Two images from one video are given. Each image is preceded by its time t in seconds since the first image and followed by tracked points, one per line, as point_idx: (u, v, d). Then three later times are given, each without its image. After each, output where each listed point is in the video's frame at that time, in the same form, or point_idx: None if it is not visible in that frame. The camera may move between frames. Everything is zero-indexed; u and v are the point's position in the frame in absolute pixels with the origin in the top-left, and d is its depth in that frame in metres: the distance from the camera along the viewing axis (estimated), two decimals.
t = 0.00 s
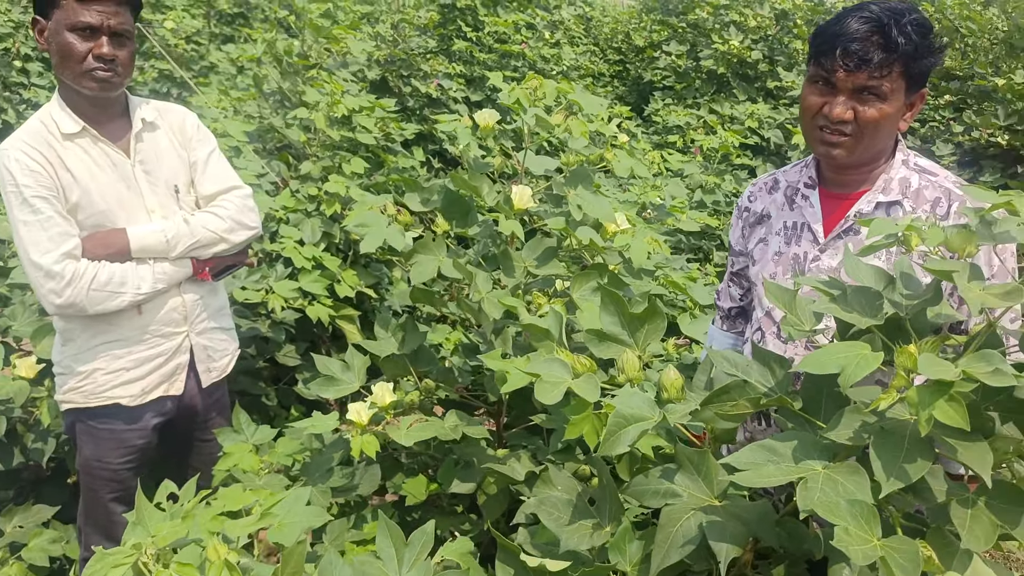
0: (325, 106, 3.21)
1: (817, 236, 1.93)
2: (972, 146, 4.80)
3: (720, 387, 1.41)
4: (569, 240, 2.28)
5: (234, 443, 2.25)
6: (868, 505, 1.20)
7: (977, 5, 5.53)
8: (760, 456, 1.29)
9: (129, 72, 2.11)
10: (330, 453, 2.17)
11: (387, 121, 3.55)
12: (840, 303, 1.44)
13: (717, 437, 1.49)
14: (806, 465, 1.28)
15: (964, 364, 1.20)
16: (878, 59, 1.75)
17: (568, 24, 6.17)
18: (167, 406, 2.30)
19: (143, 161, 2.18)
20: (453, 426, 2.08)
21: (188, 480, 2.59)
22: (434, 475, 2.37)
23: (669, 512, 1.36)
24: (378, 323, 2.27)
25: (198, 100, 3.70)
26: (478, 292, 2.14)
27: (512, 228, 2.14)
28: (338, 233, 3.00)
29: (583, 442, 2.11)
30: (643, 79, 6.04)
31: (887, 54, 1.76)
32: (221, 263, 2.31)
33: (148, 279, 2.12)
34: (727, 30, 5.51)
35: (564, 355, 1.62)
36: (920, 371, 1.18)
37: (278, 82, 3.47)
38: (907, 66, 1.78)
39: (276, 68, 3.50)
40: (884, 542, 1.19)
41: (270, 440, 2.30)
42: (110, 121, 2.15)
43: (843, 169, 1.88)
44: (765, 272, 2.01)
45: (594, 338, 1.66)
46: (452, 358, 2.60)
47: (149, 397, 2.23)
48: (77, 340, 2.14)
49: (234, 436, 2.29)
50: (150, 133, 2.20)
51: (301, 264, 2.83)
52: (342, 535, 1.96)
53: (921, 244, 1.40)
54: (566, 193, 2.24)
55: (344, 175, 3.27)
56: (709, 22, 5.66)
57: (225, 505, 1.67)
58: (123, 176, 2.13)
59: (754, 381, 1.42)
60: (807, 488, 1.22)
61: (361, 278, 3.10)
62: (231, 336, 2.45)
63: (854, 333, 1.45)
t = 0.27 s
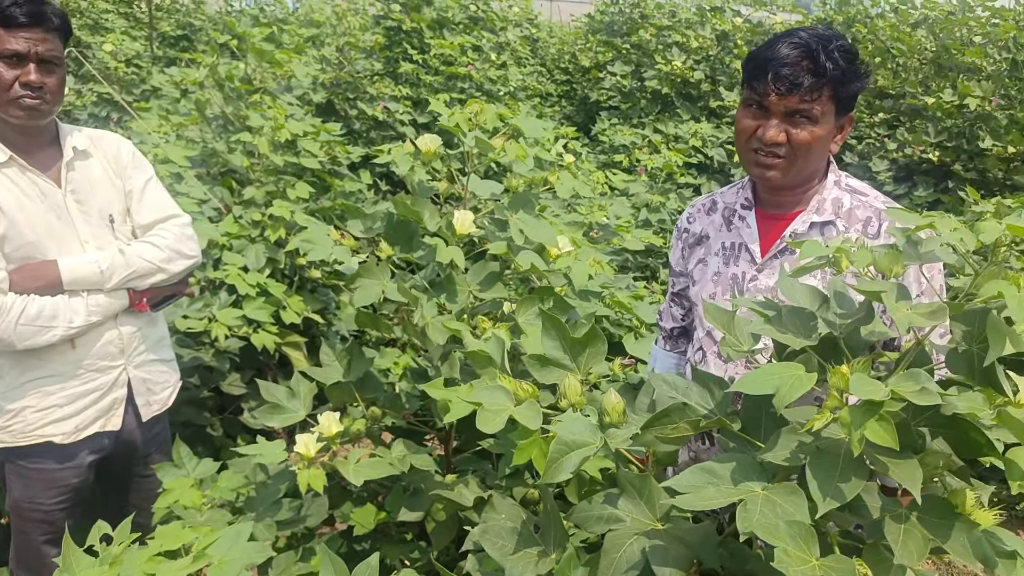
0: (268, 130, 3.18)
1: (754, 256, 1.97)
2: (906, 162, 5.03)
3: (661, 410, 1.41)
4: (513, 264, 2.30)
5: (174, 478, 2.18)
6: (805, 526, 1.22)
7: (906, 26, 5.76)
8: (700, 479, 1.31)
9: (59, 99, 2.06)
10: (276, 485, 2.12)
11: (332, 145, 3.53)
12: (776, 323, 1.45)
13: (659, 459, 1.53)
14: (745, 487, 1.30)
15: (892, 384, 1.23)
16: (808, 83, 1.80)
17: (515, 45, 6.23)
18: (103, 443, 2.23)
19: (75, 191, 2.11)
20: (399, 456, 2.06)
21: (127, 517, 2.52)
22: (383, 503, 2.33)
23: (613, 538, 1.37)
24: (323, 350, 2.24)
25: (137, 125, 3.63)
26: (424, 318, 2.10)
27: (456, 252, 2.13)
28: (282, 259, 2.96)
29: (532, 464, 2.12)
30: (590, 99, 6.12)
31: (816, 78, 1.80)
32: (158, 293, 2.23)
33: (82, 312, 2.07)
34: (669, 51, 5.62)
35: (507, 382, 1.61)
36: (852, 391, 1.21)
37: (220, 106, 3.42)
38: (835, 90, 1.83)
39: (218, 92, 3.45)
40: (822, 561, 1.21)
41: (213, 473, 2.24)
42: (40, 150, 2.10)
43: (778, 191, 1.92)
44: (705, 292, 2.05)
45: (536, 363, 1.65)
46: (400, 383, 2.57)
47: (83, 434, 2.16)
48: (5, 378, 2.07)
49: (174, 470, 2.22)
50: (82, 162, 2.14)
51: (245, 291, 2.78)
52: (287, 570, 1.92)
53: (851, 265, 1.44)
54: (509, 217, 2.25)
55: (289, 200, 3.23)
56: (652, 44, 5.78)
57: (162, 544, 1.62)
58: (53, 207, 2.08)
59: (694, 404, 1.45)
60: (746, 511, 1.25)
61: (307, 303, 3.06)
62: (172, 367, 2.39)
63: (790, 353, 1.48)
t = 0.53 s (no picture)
0: (223, 155, 3.15)
1: (709, 275, 2.00)
2: (858, 177, 5.16)
3: (618, 434, 1.43)
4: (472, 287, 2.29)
5: (126, 514, 2.12)
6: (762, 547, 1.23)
7: (853, 45, 5.93)
8: (659, 504, 1.31)
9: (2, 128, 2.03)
10: (232, 517, 2.07)
11: (288, 169, 3.50)
12: (730, 343, 1.47)
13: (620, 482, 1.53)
14: (703, 510, 1.31)
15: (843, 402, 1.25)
16: (756, 105, 1.83)
17: (473, 66, 6.27)
18: (52, 480, 2.17)
19: (20, 222, 2.09)
20: (359, 484, 2.03)
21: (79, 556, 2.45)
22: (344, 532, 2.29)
23: (573, 564, 1.38)
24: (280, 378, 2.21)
25: (87, 152, 3.56)
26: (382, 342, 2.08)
27: (414, 276, 2.13)
28: (239, 285, 2.92)
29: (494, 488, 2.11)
30: (548, 119, 6.18)
31: (764, 100, 1.84)
32: (110, 325, 2.17)
33: (28, 347, 2.02)
34: (625, 71, 5.70)
35: (466, 407, 1.60)
36: (806, 411, 1.22)
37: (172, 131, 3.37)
38: (783, 111, 1.87)
39: (170, 117, 3.41)
40: None
41: (168, 508, 2.18)
42: None
43: (730, 211, 1.95)
44: (662, 312, 2.07)
45: (495, 388, 1.64)
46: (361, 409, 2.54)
47: (31, 471, 2.11)
48: None
49: (127, 505, 2.16)
50: (27, 192, 2.10)
51: (200, 319, 2.73)
52: None
53: (801, 284, 1.46)
54: (467, 240, 2.25)
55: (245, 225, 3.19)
56: (608, 64, 5.86)
57: None
58: None
59: (652, 425, 1.46)
60: (704, 536, 1.25)
61: (265, 330, 3.02)
62: (125, 400, 2.32)
63: (744, 372, 1.49)
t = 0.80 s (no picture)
0: (213, 176, 3.14)
1: (701, 292, 1.99)
2: (848, 192, 5.18)
3: (612, 454, 1.43)
4: (465, 306, 2.28)
5: (117, 541, 2.10)
6: (758, 567, 1.23)
7: (841, 61, 5.99)
8: (654, 523, 1.31)
9: None
10: (224, 542, 2.04)
11: (280, 189, 3.50)
12: (722, 361, 1.46)
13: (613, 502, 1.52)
14: (698, 529, 1.30)
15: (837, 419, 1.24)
16: (745, 122, 1.84)
17: (464, 85, 6.29)
18: (41, 507, 2.15)
19: (8, 247, 2.08)
20: (353, 505, 2.01)
21: None
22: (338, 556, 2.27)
23: None
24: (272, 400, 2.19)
25: (77, 175, 3.55)
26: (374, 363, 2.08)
27: (407, 297, 2.13)
28: (230, 307, 2.91)
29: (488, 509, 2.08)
30: (540, 137, 6.20)
31: (753, 117, 1.85)
32: (99, 349, 2.16)
33: (16, 373, 2.01)
34: (615, 89, 5.74)
35: (458, 430, 1.59)
36: (799, 428, 1.21)
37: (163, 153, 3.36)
38: (772, 128, 1.87)
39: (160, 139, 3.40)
40: None
41: (159, 533, 2.16)
42: None
43: (721, 228, 1.96)
44: (655, 330, 2.06)
45: (486, 410, 1.63)
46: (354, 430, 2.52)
47: (19, 499, 2.09)
48: None
49: (117, 532, 2.14)
50: (16, 217, 2.10)
51: (191, 341, 2.71)
52: None
53: (793, 301, 1.46)
54: (458, 259, 2.25)
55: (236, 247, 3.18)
56: (598, 82, 5.89)
57: None
58: None
59: (645, 444, 1.43)
60: (699, 554, 1.25)
61: (256, 351, 3.00)
62: (116, 425, 2.29)
63: (737, 391, 1.48)
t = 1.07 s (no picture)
0: (238, 184, 3.17)
1: (726, 301, 1.98)
2: (873, 201, 5.14)
3: (636, 462, 1.41)
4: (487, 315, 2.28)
5: (143, 545, 2.12)
6: None
7: (865, 69, 5.95)
8: (678, 532, 1.30)
9: (22, 163, 2.06)
10: (248, 547, 2.06)
11: (303, 198, 3.53)
12: (746, 369, 1.45)
13: (637, 510, 1.52)
14: (722, 538, 1.29)
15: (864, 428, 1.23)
16: (769, 130, 1.83)
17: (486, 94, 6.32)
18: (69, 511, 2.17)
19: (39, 255, 2.11)
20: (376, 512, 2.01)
21: None
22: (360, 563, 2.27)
23: None
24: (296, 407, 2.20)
25: (105, 183, 3.61)
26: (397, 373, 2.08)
27: (429, 305, 2.14)
28: (254, 314, 2.93)
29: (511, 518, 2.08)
30: (561, 145, 6.22)
31: (777, 124, 1.84)
32: (126, 356, 2.18)
33: (45, 379, 2.04)
34: (637, 97, 5.73)
35: (481, 436, 1.60)
36: (825, 437, 1.20)
37: (188, 162, 3.41)
38: (797, 136, 1.86)
39: (185, 148, 3.45)
40: None
41: (184, 538, 2.17)
42: (4, 214, 2.10)
43: (745, 235, 1.95)
44: (679, 338, 2.05)
45: (510, 417, 1.64)
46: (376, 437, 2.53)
47: (48, 503, 2.11)
48: None
49: (143, 536, 2.16)
50: (47, 226, 2.13)
51: (216, 348, 2.74)
52: None
53: (818, 310, 1.45)
54: (481, 267, 2.26)
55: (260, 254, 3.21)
56: (620, 90, 5.90)
57: None
58: (16, 271, 2.08)
59: (668, 453, 1.43)
60: (723, 564, 1.24)
61: (280, 358, 3.02)
62: (141, 431, 2.32)
63: (762, 400, 1.47)
